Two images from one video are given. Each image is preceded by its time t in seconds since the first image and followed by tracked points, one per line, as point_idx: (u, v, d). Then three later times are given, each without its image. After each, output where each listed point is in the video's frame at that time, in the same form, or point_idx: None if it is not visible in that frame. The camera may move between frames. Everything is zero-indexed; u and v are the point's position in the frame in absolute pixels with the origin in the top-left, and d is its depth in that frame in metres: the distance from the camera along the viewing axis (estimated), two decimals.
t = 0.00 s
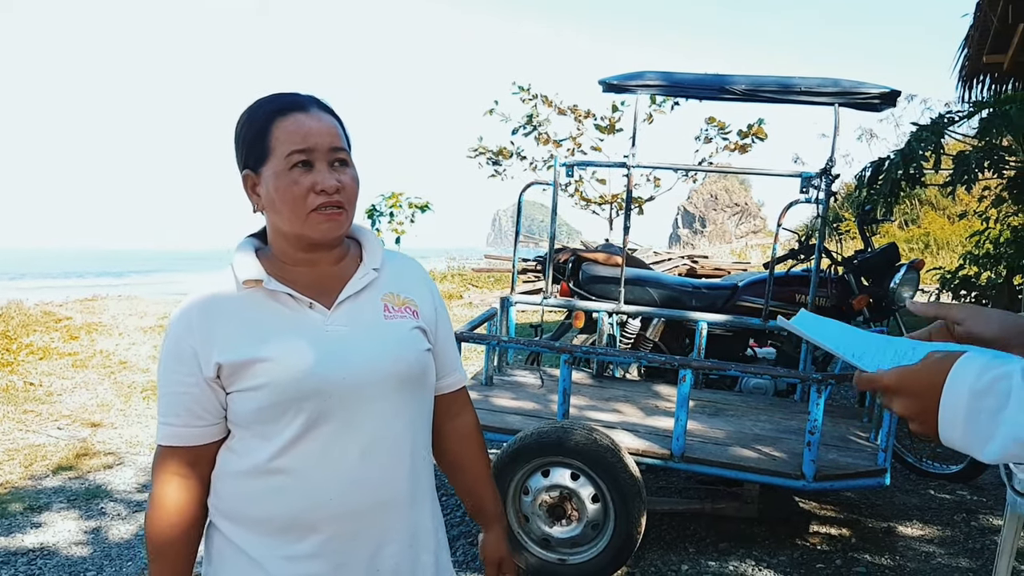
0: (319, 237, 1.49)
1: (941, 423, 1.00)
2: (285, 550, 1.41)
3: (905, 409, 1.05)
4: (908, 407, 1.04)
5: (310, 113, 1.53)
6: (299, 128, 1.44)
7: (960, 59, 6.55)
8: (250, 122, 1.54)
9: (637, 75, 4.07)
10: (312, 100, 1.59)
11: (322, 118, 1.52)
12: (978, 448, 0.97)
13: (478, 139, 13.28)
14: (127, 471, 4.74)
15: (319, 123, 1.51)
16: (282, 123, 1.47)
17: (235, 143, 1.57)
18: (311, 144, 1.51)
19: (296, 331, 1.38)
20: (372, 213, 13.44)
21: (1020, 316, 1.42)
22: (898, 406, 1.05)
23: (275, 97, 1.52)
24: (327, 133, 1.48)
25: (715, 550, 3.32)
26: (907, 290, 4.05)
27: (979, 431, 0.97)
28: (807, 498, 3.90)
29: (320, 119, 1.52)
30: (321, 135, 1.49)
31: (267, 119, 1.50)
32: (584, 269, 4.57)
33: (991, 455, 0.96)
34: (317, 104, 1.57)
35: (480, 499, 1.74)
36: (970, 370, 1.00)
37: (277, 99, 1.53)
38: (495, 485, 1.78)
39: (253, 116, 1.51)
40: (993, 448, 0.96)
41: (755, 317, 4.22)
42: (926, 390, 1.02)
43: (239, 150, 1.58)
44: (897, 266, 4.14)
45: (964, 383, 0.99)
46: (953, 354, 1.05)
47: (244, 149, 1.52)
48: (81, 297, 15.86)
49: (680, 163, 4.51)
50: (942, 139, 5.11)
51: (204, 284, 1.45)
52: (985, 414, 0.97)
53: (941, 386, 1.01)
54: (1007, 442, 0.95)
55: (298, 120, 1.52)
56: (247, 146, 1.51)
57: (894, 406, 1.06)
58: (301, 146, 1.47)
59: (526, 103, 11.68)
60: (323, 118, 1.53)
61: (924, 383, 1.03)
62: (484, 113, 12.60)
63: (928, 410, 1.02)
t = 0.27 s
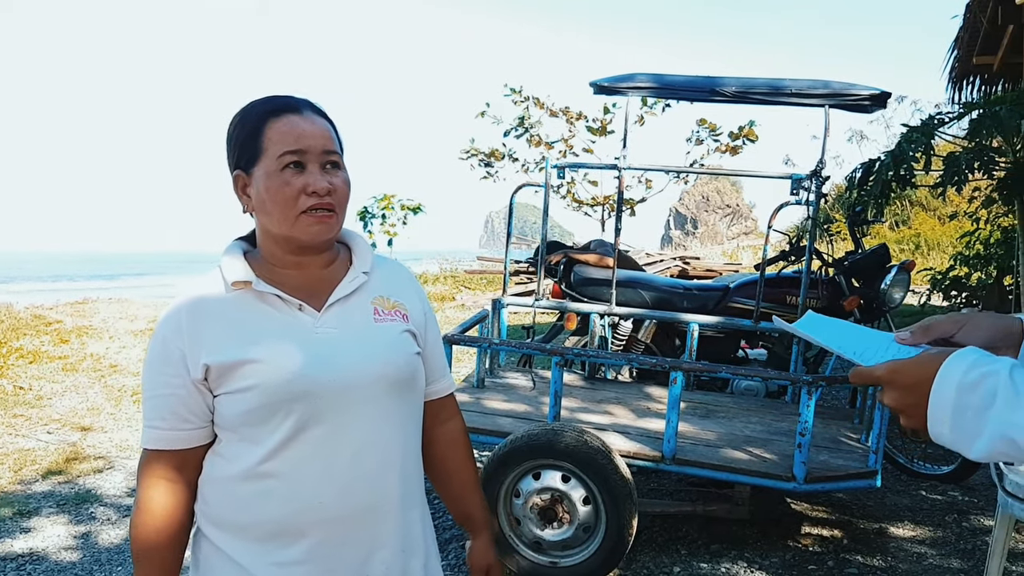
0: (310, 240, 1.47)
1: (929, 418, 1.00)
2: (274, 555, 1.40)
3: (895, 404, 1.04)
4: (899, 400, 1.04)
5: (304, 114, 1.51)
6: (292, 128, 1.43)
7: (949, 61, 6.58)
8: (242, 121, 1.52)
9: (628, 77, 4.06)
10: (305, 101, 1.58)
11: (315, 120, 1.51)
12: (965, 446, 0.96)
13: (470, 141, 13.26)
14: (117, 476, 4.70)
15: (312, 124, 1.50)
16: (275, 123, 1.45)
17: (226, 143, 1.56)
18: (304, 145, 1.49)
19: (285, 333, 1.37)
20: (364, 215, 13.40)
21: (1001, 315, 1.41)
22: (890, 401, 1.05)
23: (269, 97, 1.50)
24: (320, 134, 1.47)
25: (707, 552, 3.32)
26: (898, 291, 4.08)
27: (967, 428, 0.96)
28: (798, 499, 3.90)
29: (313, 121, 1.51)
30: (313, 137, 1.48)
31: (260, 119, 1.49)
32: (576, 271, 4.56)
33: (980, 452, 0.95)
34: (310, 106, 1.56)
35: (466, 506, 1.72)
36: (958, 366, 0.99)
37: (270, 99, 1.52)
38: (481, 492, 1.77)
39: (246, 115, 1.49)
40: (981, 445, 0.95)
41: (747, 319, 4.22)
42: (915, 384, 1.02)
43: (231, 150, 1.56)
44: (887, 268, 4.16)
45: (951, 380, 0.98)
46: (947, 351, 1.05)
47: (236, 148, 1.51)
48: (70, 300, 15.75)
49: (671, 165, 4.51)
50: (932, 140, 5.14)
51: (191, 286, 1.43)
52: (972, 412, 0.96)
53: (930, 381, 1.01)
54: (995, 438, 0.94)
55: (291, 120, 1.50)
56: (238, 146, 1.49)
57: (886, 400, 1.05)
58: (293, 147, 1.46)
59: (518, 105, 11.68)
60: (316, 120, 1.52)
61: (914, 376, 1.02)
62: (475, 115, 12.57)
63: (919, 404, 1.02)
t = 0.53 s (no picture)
0: (304, 241, 1.47)
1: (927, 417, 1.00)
2: (269, 557, 1.39)
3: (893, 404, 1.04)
4: (895, 399, 1.04)
5: (299, 114, 1.51)
6: (287, 129, 1.42)
7: (943, 62, 6.61)
8: (237, 120, 1.52)
9: (623, 78, 4.07)
10: (301, 101, 1.57)
11: (311, 121, 1.50)
12: (962, 445, 0.96)
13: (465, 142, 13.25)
14: (111, 477, 4.68)
15: (307, 125, 1.49)
16: (270, 123, 1.45)
17: (220, 141, 1.55)
18: (299, 145, 1.48)
19: (279, 334, 1.36)
20: (359, 216, 13.37)
21: (996, 314, 1.36)
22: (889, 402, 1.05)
23: (264, 96, 1.50)
24: (315, 135, 1.47)
25: (703, 552, 3.32)
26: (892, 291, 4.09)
27: (962, 427, 0.96)
28: (793, 500, 3.91)
29: (308, 121, 1.50)
30: (308, 137, 1.47)
31: (255, 119, 1.48)
32: (571, 272, 4.56)
33: (977, 451, 0.95)
34: (305, 106, 1.55)
35: (459, 507, 1.72)
36: (954, 366, 0.99)
37: (266, 99, 1.51)
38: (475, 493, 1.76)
39: (241, 114, 1.48)
40: (978, 444, 0.95)
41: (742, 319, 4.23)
42: (912, 383, 1.02)
43: (224, 149, 1.55)
44: (882, 268, 4.17)
45: (946, 379, 0.98)
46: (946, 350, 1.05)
47: (230, 147, 1.50)
48: (63, 301, 15.65)
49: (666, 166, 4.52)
50: (926, 141, 5.15)
51: (184, 287, 1.42)
52: (967, 411, 0.96)
53: (926, 381, 1.01)
54: (991, 437, 0.94)
55: (286, 121, 1.50)
56: (232, 145, 1.48)
57: (883, 399, 1.05)
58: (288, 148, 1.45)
59: (513, 106, 11.68)
60: (311, 120, 1.51)
61: (912, 375, 1.02)
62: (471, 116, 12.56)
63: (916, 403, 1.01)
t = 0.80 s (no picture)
0: (299, 245, 1.46)
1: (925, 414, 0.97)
2: (267, 559, 1.38)
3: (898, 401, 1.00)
4: (894, 395, 1.00)
5: (294, 117, 1.50)
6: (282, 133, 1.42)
7: (940, 63, 6.63)
8: (232, 123, 1.51)
9: (620, 79, 4.07)
10: (296, 105, 1.57)
11: (306, 124, 1.49)
12: (960, 442, 0.94)
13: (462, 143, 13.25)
14: (108, 479, 4.67)
15: (302, 128, 1.49)
16: (267, 127, 1.44)
17: (214, 144, 1.54)
18: (294, 149, 1.48)
19: (275, 339, 1.36)
20: (357, 217, 13.36)
21: (998, 316, 1.36)
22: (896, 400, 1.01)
23: (260, 100, 1.49)
24: (311, 139, 1.46)
25: (701, 553, 3.32)
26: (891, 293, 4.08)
27: (960, 424, 0.93)
28: (791, 500, 3.91)
29: (304, 125, 1.50)
30: (304, 142, 1.47)
31: (251, 122, 1.48)
32: (569, 273, 4.56)
33: (975, 448, 0.92)
34: (299, 109, 1.54)
35: (460, 505, 1.72)
36: (954, 362, 0.96)
37: (261, 103, 1.50)
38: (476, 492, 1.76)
39: (236, 118, 1.47)
40: (975, 442, 0.92)
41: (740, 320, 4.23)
42: (911, 378, 0.99)
43: (219, 151, 1.54)
44: (879, 269, 4.17)
45: (946, 375, 0.95)
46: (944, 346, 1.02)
47: (225, 150, 1.49)
48: (60, 303, 15.61)
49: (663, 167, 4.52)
50: (923, 142, 5.16)
51: (181, 292, 1.42)
52: (967, 408, 0.93)
53: (927, 376, 0.98)
54: (990, 435, 0.91)
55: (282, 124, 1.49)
56: (228, 149, 1.48)
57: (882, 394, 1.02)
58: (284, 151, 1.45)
59: (511, 107, 11.69)
60: (306, 124, 1.51)
61: (911, 370, 0.99)
62: (468, 117, 12.57)
63: (914, 399, 0.98)
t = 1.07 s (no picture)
0: (291, 247, 1.46)
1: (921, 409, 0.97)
2: (263, 559, 1.38)
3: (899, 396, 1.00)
4: (890, 391, 1.01)
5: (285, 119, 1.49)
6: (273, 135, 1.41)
7: (934, 63, 6.65)
8: (223, 126, 1.50)
9: (616, 79, 4.08)
10: (287, 105, 1.56)
11: (297, 125, 1.48)
12: (955, 439, 0.94)
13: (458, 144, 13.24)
14: (104, 481, 4.65)
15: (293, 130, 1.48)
16: (257, 130, 1.43)
17: (206, 145, 1.53)
18: (285, 151, 1.47)
19: (269, 340, 1.36)
20: (352, 218, 13.34)
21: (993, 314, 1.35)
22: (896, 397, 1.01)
23: (250, 102, 1.48)
24: (301, 141, 1.45)
25: (698, 552, 3.33)
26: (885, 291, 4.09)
27: (955, 421, 0.93)
28: (787, 499, 3.92)
29: (295, 127, 1.49)
30: (295, 144, 1.46)
31: (242, 124, 1.47)
32: (565, 273, 4.57)
33: (969, 445, 0.92)
34: (290, 110, 1.53)
35: (459, 501, 1.71)
36: (949, 358, 0.97)
37: (251, 104, 1.49)
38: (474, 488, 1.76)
39: (227, 120, 1.47)
40: (970, 438, 0.92)
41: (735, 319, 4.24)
42: (906, 375, 1.00)
43: (211, 153, 1.54)
44: (874, 268, 4.18)
45: (940, 372, 0.95)
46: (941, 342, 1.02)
47: (216, 153, 1.48)
48: (55, 305, 15.54)
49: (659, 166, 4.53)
50: (918, 141, 5.18)
51: (175, 294, 1.42)
52: (962, 404, 0.94)
53: (922, 373, 0.98)
54: (985, 431, 0.91)
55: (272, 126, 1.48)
56: (219, 152, 1.47)
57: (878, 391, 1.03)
58: (275, 154, 1.44)
59: (506, 107, 11.69)
60: (297, 125, 1.50)
61: (905, 367, 1.00)
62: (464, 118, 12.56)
63: (909, 397, 0.99)
